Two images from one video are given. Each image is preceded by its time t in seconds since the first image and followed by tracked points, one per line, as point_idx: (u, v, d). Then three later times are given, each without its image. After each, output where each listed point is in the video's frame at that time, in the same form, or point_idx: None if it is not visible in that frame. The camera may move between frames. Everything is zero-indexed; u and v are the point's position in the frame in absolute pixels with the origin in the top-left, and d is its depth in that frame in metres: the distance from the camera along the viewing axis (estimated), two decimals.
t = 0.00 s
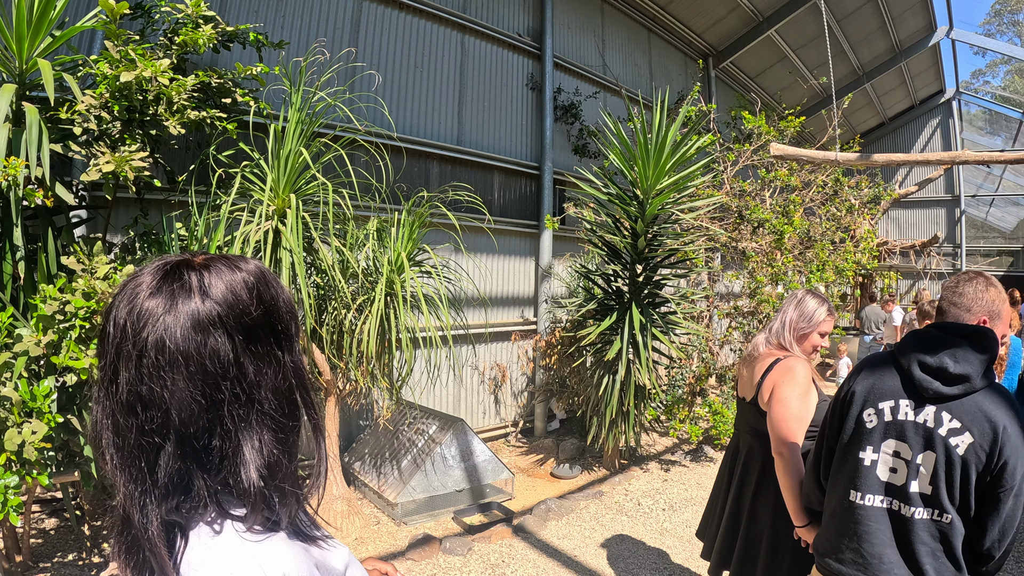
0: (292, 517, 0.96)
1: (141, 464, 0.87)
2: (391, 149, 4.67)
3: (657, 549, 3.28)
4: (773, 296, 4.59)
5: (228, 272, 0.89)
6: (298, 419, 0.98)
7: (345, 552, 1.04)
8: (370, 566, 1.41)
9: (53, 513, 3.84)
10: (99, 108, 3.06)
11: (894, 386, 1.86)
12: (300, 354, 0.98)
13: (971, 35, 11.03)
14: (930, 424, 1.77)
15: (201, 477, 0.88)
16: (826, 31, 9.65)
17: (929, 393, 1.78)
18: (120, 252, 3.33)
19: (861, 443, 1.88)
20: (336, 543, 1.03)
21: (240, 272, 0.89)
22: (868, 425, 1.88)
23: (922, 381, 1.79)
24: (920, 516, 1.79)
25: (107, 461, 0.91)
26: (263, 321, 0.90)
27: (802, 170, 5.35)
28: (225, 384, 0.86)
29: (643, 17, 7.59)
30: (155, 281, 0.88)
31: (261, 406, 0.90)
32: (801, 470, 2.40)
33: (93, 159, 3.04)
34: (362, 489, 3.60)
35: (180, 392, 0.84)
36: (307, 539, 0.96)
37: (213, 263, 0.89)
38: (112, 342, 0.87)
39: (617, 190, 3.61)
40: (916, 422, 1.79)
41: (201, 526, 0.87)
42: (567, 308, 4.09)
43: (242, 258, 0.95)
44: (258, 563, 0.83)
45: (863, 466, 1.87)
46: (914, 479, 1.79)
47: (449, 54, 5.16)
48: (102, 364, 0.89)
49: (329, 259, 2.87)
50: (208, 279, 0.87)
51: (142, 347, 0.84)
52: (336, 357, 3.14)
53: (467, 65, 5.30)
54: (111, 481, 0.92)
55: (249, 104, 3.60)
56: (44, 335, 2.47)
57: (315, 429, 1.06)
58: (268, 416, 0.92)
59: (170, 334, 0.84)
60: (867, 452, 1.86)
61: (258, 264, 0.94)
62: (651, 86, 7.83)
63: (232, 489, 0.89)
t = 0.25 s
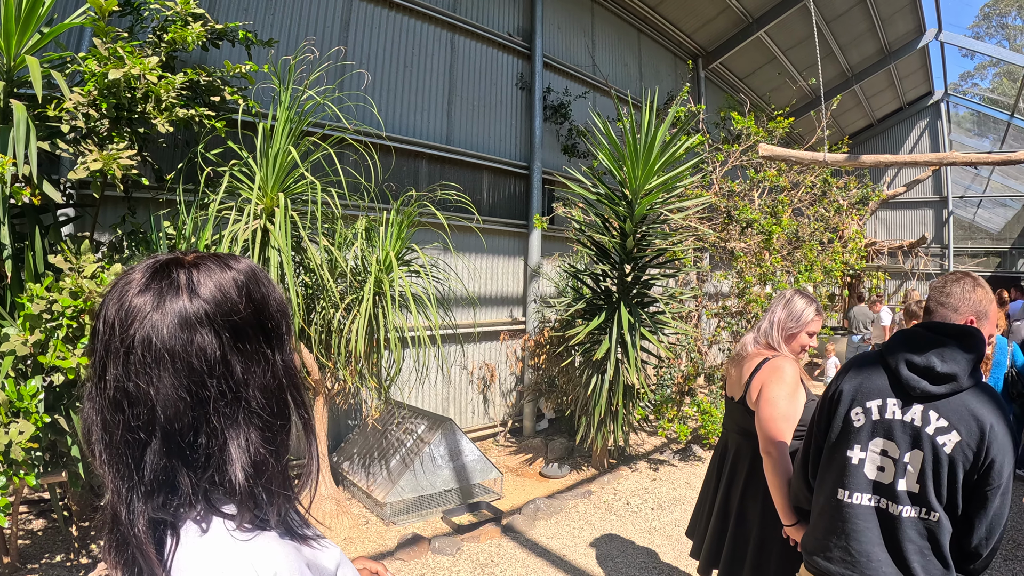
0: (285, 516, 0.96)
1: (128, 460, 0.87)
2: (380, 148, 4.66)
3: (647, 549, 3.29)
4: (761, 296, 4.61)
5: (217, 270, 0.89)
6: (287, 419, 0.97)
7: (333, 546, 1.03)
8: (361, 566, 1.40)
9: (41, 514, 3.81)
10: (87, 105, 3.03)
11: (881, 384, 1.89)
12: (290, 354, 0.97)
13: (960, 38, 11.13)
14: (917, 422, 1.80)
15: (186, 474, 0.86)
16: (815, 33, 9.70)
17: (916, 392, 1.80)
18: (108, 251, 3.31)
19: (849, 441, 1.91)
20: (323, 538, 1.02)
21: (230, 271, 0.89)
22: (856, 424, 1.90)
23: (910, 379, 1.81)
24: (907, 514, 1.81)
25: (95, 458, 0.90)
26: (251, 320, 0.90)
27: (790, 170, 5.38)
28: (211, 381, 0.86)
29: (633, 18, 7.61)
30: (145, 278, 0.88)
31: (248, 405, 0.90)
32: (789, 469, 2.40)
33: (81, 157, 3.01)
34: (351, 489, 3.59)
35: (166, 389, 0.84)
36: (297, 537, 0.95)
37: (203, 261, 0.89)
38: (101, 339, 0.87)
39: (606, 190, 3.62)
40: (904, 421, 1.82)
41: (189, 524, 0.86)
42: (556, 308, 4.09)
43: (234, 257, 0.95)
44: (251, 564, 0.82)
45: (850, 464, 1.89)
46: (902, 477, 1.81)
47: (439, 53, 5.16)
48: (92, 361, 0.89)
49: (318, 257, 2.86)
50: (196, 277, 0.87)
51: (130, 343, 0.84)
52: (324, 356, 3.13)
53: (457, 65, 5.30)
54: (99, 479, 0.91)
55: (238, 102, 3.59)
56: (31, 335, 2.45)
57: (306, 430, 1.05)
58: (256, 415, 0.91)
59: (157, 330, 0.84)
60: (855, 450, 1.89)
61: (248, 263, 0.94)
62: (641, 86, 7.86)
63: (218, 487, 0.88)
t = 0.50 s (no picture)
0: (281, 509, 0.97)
1: (114, 456, 0.86)
2: (369, 147, 4.65)
3: (636, 547, 3.29)
4: (750, 296, 4.64)
5: (207, 269, 0.89)
6: (276, 418, 0.96)
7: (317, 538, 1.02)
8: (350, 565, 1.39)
9: (29, 514, 3.78)
10: (75, 103, 3.01)
11: (870, 383, 1.92)
12: (279, 354, 0.97)
13: (949, 40, 11.21)
14: (905, 421, 1.83)
15: (171, 470, 0.86)
16: (804, 34, 9.75)
17: (904, 390, 1.83)
18: (96, 250, 3.28)
19: (837, 439, 1.93)
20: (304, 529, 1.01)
21: (219, 270, 0.89)
22: (844, 423, 1.93)
23: (897, 377, 1.85)
24: (896, 512, 1.84)
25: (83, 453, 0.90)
26: (239, 319, 0.89)
27: (780, 171, 5.41)
28: (196, 378, 0.85)
29: (623, 18, 7.63)
30: (135, 275, 0.88)
31: (235, 403, 0.89)
32: (778, 467, 2.41)
33: (69, 155, 2.99)
34: (340, 489, 3.58)
35: (153, 385, 0.84)
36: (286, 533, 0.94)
37: (193, 260, 0.89)
38: (91, 336, 0.88)
39: (595, 189, 3.63)
40: (892, 420, 1.85)
41: (177, 521, 0.85)
42: (545, 308, 4.10)
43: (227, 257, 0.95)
44: (242, 563, 0.81)
45: (839, 462, 1.91)
46: (890, 475, 1.84)
47: (429, 52, 5.15)
48: (82, 356, 0.90)
49: (306, 256, 2.86)
50: (184, 276, 0.87)
51: (118, 339, 0.85)
52: (312, 356, 3.12)
53: (447, 64, 5.30)
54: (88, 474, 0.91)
55: (227, 100, 3.57)
56: (18, 334, 2.42)
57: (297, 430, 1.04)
58: (244, 414, 0.90)
59: (145, 326, 0.84)
60: (844, 448, 1.91)
61: (240, 263, 0.94)
62: (631, 86, 7.87)
63: (205, 485, 0.87)
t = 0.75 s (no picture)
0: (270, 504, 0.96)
1: (99, 450, 0.86)
2: (358, 146, 4.64)
3: (625, 547, 3.29)
4: (739, 296, 4.66)
5: (195, 268, 0.88)
6: (263, 417, 0.94)
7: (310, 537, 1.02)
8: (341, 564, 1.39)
9: (16, 515, 3.74)
10: (63, 101, 2.97)
11: (858, 383, 1.95)
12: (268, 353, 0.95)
13: (939, 42, 11.29)
14: (892, 419, 1.85)
15: (153, 465, 0.85)
16: (794, 35, 9.79)
17: (891, 389, 1.86)
18: (83, 249, 3.26)
19: (825, 438, 1.96)
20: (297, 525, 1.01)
21: (207, 269, 0.88)
22: (832, 421, 1.95)
23: (885, 376, 1.87)
24: (884, 510, 1.86)
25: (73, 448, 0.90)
26: (226, 318, 0.88)
27: (769, 171, 5.43)
28: (179, 374, 0.84)
29: (614, 18, 7.64)
30: (125, 273, 0.88)
31: (219, 402, 0.88)
32: (767, 466, 2.42)
33: (57, 153, 2.96)
34: (329, 489, 3.56)
35: (136, 381, 0.83)
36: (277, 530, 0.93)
37: (183, 258, 0.88)
38: (82, 332, 0.88)
39: (585, 189, 3.63)
40: (879, 418, 1.87)
41: (164, 517, 0.85)
42: (534, 307, 4.10)
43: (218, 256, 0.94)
44: (232, 561, 0.81)
45: (827, 461, 1.94)
46: (878, 474, 1.86)
47: (419, 52, 5.15)
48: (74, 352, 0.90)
49: (295, 255, 2.85)
50: (172, 274, 0.86)
51: (105, 335, 0.84)
52: (301, 355, 3.11)
53: (437, 64, 5.30)
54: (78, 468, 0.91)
55: (217, 98, 3.56)
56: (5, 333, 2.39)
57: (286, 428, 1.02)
58: (228, 413, 0.89)
59: (130, 323, 0.84)
60: (831, 447, 1.94)
61: (230, 262, 0.93)
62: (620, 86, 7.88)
63: (190, 481, 0.87)
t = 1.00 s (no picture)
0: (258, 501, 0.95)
1: (82, 445, 0.86)
2: (346, 146, 4.63)
3: (613, 546, 3.29)
4: (726, 296, 4.68)
5: (181, 269, 0.87)
6: (247, 419, 0.92)
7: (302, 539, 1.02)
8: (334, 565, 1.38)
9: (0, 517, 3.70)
10: (50, 98, 2.96)
11: (843, 382, 1.96)
12: (254, 355, 0.93)
13: (927, 44, 11.37)
14: (878, 418, 1.87)
15: (131, 461, 0.84)
16: (782, 36, 9.85)
17: (877, 388, 1.88)
18: (69, 247, 3.23)
19: (812, 436, 1.97)
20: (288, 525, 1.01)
21: (193, 270, 0.87)
22: (819, 420, 1.97)
23: (871, 376, 1.89)
24: (870, 508, 1.88)
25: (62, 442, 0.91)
26: (210, 318, 0.86)
27: (757, 172, 5.46)
28: (157, 373, 0.82)
29: (602, 19, 7.65)
30: (114, 269, 0.88)
31: (199, 402, 0.85)
32: (755, 465, 2.43)
33: (42, 151, 2.93)
34: (317, 489, 3.55)
35: (116, 378, 0.82)
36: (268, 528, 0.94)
37: (169, 258, 0.87)
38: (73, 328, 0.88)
39: (572, 189, 3.64)
40: (864, 417, 1.89)
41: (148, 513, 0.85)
42: (523, 307, 4.10)
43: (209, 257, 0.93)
44: (217, 557, 0.80)
45: (814, 460, 1.96)
46: (864, 472, 1.88)
47: (407, 51, 5.14)
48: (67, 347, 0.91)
49: (282, 255, 2.86)
50: (157, 273, 0.85)
51: (89, 331, 0.84)
52: (288, 355, 3.10)
53: (426, 63, 5.29)
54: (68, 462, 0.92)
55: (204, 97, 3.54)
56: None
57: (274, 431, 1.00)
58: (209, 413, 0.86)
59: (112, 321, 0.83)
60: (818, 446, 1.96)
61: (219, 263, 0.91)
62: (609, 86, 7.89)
63: (169, 480, 0.85)
